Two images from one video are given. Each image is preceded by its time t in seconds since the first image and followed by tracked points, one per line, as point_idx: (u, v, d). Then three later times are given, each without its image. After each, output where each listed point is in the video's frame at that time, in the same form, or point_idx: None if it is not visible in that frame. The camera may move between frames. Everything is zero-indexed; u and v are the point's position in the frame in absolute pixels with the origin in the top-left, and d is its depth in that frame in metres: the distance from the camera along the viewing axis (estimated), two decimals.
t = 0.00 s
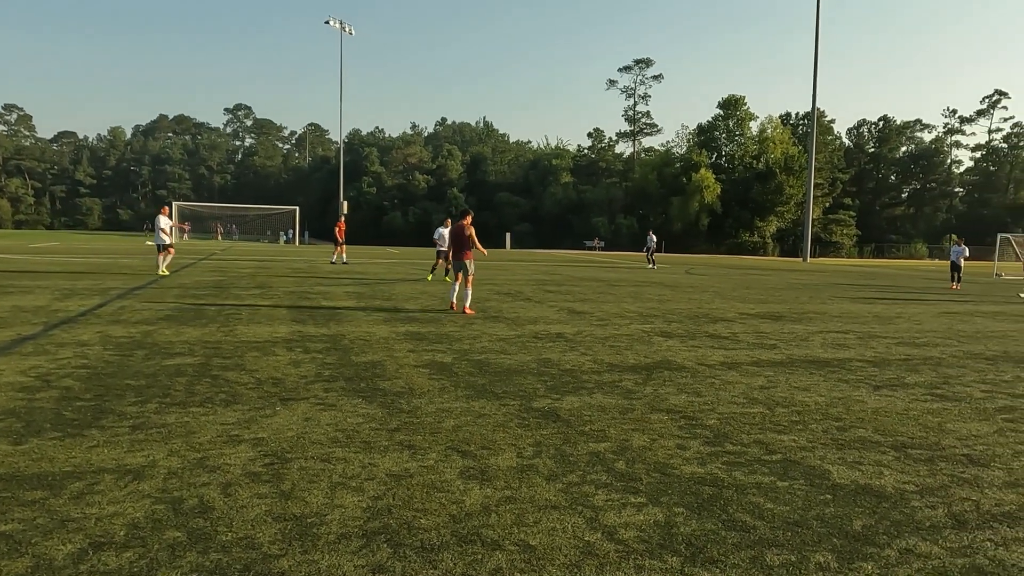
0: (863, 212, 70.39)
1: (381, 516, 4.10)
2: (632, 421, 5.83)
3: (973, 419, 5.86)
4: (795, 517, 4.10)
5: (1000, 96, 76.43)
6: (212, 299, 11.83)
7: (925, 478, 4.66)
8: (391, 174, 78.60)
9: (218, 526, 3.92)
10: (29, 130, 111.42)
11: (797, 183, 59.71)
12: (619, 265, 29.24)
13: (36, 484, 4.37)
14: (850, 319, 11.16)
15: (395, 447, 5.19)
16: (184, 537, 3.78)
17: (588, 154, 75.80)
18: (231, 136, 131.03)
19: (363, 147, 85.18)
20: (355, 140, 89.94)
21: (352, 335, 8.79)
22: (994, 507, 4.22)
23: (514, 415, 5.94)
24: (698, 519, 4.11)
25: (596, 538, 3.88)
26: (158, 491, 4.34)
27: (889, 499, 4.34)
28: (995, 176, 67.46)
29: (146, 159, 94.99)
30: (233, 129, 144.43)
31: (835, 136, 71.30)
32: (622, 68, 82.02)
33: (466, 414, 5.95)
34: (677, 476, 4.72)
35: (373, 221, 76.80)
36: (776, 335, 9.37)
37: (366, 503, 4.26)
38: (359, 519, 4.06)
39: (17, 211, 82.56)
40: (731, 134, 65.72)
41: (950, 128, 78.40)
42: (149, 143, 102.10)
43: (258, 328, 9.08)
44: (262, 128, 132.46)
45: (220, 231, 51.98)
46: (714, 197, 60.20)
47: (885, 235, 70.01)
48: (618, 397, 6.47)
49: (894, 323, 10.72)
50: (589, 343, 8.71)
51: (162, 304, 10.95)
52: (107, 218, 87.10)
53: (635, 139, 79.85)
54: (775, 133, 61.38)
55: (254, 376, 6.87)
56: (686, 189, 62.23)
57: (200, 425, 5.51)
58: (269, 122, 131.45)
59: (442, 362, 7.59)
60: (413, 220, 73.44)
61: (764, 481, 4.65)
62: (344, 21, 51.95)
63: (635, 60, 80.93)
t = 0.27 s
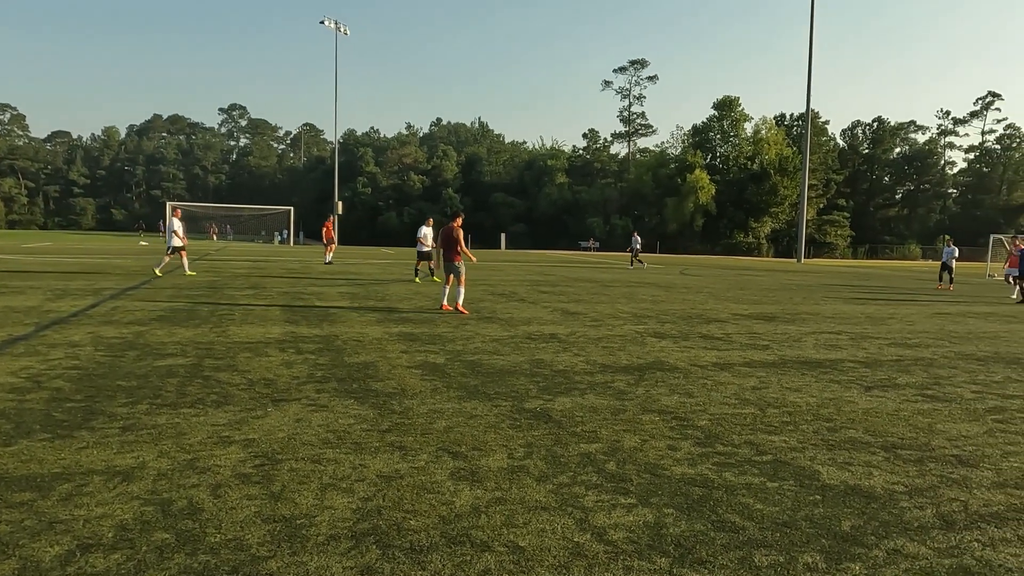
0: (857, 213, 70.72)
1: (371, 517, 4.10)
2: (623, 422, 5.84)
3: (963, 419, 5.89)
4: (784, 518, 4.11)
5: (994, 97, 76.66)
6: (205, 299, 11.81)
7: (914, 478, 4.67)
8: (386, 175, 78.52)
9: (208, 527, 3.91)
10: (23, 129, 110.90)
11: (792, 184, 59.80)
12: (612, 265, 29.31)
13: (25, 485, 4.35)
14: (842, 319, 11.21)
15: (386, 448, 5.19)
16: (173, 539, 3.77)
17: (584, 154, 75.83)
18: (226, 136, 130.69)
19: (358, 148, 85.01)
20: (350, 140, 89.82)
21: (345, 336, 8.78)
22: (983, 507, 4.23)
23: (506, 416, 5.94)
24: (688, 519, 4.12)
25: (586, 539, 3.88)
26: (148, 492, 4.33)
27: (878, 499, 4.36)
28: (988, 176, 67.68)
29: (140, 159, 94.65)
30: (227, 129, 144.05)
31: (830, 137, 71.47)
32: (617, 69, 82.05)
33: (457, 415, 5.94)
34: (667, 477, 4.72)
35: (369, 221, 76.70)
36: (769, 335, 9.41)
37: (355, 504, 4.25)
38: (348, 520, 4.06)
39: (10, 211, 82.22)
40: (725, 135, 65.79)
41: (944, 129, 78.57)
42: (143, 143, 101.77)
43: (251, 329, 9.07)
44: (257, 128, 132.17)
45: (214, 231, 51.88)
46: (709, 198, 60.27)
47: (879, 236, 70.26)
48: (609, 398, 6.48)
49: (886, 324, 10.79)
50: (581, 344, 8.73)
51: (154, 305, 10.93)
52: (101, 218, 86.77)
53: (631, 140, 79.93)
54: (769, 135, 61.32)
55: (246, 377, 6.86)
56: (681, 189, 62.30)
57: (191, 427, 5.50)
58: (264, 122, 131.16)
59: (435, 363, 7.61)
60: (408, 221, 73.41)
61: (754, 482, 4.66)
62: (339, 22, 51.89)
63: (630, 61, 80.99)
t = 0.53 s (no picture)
0: (854, 214, 71.01)
1: (368, 516, 4.10)
2: (620, 421, 5.85)
3: (960, 419, 5.90)
4: (781, 518, 4.12)
5: (991, 98, 76.78)
6: (201, 299, 11.80)
7: (911, 478, 4.68)
8: (384, 175, 78.45)
9: (204, 527, 3.91)
10: (20, 129, 110.63)
11: (789, 185, 59.64)
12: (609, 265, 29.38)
13: (21, 485, 4.35)
14: (838, 320, 11.24)
15: (383, 448, 5.19)
16: (169, 539, 3.77)
17: (581, 155, 75.87)
18: (223, 136, 130.49)
19: (355, 148, 84.93)
20: (348, 140, 89.78)
21: (342, 336, 8.78)
22: (979, 507, 4.25)
23: (503, 416, 5.94)
24: (685, 519, 4.12)
25: (581, 539, 3.88)
26: (144, 492, 4.32)
27: (874, 500, 4.36)
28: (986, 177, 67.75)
29: (138, 159, 94.49)
30: (225, 129, 143.84)
31: (827, 138, 71.60)
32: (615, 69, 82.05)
33: (454, 415, 5.94)
34: (663, 477, 4.73)
35: (366, 221, 76.65)
36: (766, 335, 9.44)
37: (352, 504, 4.26)
38: (345, 520, 4.05)
39: (7, 211, 82.03)
40: (723, 135, 65.82)
41: (941, 129, 78.63)
42: (140, 143, 101.61)
43: (249, 328, 9.07)
44: (255, 128, 132.00)
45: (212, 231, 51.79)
46: (706, 198, 60.30)
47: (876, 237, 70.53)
48: (606, 397, 6.49)
49: (882, 324, 10.84)
50: (578, 344, 8.74)
51: (151, 305, 10.90)
52: (99, 218, 86.62)
53: (629, 140, 79.99)
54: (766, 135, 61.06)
55: (243, 377, 6.85)
56: (679, 190, 62.37)
57: (188, 427, 5.50)
58: (262, 122, 130.93)
59: (432, 363, 7.62)
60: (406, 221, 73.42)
61: (750, 481, 4.67)
62: (337, 22, 51.82)
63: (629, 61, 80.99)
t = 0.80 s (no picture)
0: (852, 214, 71.06)
1: (368, 517, 4.09)
2: (619, 421, 5.85)
3: (959, 419, 5.91)
4: (781, 518, 4.12)
5: (989, 99, 76.91)
6: (199, 299, 11.77)
7: (910, 478, 4.68)
8: (383, 175, 78.38)
9: (204, 527, 3.90)
10: (17, 129, 110.33)
11: (788, 185, 59.99)
12: (608, 266, 29.38)
13: (19, 485, 4.34)
14: (837, 320, 11.24)
15: (382, 448, 5.18)
16: (169, 539, 3.76)
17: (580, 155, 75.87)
18: (222, 136, 130.26)
19: (354, 148, 84.82)
20: (347, 141, 89.70)
21: (341, 336, 8.77)
22: (979, 507, 4.25)
23: (502, 416, 5.93)
24: (684, 519, 4.12)
25: (582, 539, 3.88)
26: (143, 492, 4.31)
27: (874, 500, 4.37)
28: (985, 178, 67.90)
29: (136, 159, 94.29)
30: (223, 129, 143.53)
31: (825, 139, 71.67)
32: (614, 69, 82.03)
33: (454, 415, 5.94)
34: (663, 477, 4.73)
35: (365, 221, 76.62)
36: (766, 335, 9.44)
37: (352, 504, 4.25)
38: (345, 520, 4.05)
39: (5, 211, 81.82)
40: (722, 136, 65.89)
41: (939, 130, 78.74)
42: (139, 143, 101.38)
43: (247, 328, 9.05)
44: (253, 128, 131.85)
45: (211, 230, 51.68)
46: (705, 199, 60.36)
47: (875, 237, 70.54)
48: (606, 397, 6.48)
49: (881, 324, 10.85)
50: (577, 344, 8.74)
51: (150, 305, 10.87)
52: (96, 218, 86.43)
53: (627, 140, 80.01)
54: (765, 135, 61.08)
55: (242, 377, 6.84)
56: (678, 190, 62.43)
57: (187, 427, 5.48)
58: (260, 122, 130.74)
59: (431, 363, 7.61)
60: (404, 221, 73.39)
61: (750, 482, 4.67)
62: (336, 22, 51.79)
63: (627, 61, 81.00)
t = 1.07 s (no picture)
0: (850, 213, 71.45)
1: (372, 517, 4.08)
2: (622, 421, 5.84)
3: (960, 419, 5.92)
4: (784, 518, 4.13)
5: (986, 99, 77.07)
6: (200, 298, 11.75)
7: (912, 478, 4.70)
8: (380, 174, 78.28)
9: (207, 528, 3.89)
10: (14, 128, 109.91)
11: (786, 184, 60.59)
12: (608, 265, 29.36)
13: (21, 485, 4.32)
14: (837, 320, 11.23)
15: (385, 448, 5.18)
16: (173, 539, 3.75)
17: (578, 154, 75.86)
18: (220, 135, 129.92)
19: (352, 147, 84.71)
20: (345, 140, 89.58)
21: (341, 336, 8.75)
22: (982, 507, 4.26)
23: (504, 416, 5.93)
24: (688, 519, 4.12)
25: (586, 539, 3.89)
26: (147, 492, 4.30)
27: (878, 499, 4.37)
28: (982, 177, 68.10)
29: (133, 158, 94.03)
30: (221, 128, 143.13)
31: (823, 138, 71.80)
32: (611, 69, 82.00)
33: (456, 414, 5.94)
34: (667, 477, 4.73)
35: (362, 220, 76.54)
36: (766, 335, 9.44)
37: (355, 504, 4.24)
38: (349, 520, 4.04)
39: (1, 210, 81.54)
40: (720, 135, 66.03)
41: (937, 129, 78.82)
42: (136, 142, 101.14)
43: (247, 328, 9.04)
44: (252, 127, 131.64)
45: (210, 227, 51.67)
46: (703, 198, 60.45)
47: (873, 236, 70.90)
48: (607, 397, 6.48)
49: (881, 324, 10.85)
50: (578, 343, 8.73)
51: (149, 304, 10.81)
52: (93, 217, 86.16)
53: (625, 140, 80.02)
54: (763, 135, 61.39)
55: (243, 377, 6.82)
56: (676, 190, 62.53)
57: (188, 427, 5.46)
58: (258, 121, 130.45)
59: (432, 363, 7.59)
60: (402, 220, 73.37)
61: (753, 481, 4.67)
62: (334, 21, 51.73)
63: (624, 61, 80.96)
